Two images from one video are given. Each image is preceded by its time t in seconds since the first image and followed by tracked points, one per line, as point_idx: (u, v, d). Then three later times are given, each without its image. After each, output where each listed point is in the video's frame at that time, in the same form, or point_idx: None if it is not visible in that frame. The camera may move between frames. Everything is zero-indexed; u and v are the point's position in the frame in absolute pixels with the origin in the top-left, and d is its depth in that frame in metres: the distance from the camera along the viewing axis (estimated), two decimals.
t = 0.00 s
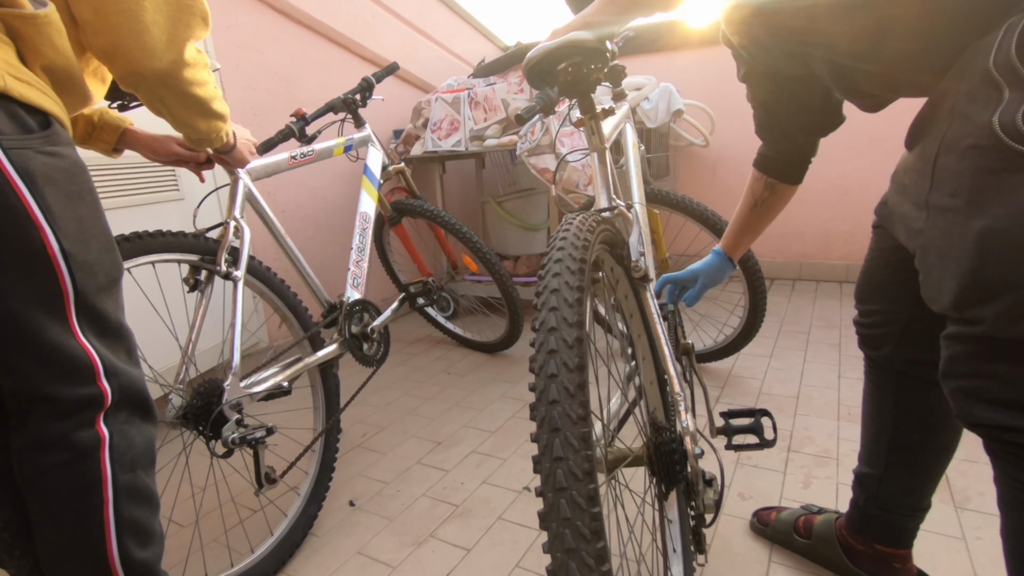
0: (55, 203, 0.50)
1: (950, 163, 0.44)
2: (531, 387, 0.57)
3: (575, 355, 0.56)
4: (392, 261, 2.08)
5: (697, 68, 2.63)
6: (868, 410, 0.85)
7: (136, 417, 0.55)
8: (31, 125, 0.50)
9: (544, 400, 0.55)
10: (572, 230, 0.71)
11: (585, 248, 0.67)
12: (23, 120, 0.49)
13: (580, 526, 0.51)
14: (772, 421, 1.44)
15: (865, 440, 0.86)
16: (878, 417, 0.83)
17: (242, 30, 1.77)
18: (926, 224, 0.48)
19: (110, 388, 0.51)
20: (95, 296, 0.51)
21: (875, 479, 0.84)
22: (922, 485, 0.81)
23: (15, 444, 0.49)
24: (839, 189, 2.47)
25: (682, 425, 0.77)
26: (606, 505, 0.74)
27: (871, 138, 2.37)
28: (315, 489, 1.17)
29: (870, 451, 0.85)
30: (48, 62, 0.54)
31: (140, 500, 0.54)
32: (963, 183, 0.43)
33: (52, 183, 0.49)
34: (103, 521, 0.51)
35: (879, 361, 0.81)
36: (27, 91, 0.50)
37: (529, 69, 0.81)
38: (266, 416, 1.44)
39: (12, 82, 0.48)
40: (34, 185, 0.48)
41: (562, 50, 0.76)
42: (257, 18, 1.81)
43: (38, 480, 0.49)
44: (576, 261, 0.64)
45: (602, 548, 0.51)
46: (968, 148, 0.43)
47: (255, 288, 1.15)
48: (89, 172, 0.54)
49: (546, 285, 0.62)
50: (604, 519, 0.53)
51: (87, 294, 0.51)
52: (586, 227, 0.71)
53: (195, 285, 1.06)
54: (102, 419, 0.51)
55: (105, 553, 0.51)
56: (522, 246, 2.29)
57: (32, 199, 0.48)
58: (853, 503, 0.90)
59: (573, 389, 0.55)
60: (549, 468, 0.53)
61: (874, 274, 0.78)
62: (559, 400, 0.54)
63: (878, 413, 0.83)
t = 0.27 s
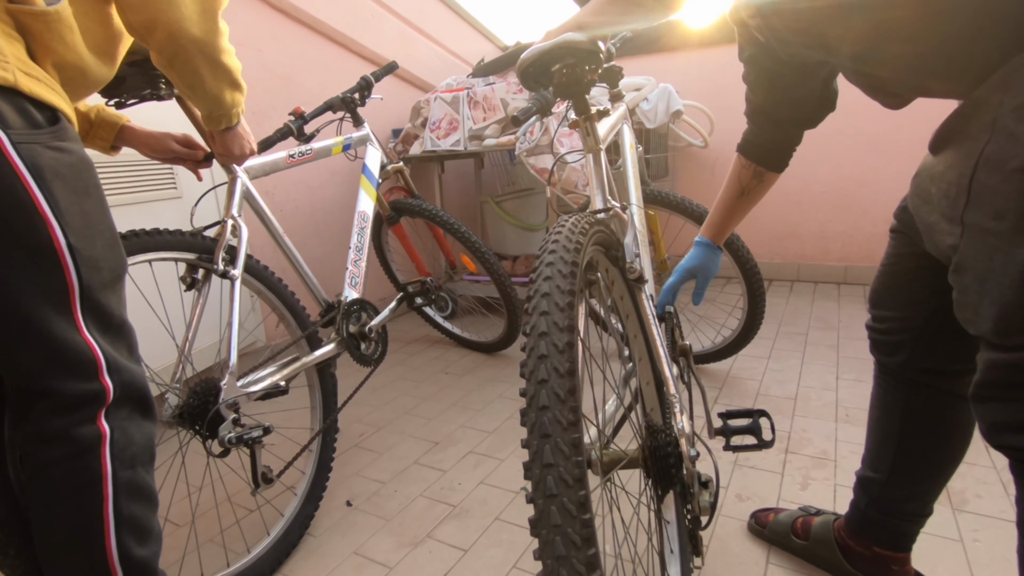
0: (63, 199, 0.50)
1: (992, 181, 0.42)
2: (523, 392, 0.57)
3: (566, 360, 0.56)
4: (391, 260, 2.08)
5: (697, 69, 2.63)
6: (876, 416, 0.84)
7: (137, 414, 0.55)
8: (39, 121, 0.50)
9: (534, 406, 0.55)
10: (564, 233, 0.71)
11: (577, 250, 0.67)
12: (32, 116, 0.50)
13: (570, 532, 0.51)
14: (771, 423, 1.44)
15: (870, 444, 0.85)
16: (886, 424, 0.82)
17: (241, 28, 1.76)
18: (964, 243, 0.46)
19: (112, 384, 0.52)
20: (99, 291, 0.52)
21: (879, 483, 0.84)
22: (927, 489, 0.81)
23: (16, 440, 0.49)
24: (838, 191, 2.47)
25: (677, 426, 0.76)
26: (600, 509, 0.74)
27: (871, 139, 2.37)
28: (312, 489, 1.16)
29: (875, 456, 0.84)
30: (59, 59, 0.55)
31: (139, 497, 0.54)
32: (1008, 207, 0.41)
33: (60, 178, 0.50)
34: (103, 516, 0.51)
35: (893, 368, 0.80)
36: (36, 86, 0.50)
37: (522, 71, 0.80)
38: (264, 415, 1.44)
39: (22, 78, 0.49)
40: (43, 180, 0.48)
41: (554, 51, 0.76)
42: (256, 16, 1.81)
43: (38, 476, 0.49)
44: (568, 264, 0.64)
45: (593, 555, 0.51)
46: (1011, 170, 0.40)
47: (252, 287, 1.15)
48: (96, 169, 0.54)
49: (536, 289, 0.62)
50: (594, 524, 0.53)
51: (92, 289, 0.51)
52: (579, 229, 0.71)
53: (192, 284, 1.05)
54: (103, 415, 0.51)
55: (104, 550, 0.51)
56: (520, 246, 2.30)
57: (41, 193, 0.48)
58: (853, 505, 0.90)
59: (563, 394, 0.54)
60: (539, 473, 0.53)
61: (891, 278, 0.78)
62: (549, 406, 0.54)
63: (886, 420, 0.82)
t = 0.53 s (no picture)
0: (67, 199, 0.51)
1: (1016, 183, 0.42)
2: (520, 394, 0.57)
3: (563, 362, 0.56)
4: (389, 261, 2.08)
5: (694, 70, 2.64)
6: (883, 421, 0.84)
7: (138, 412, 0.56)
8: (46, 122, 0.51)
9: (531, 408, 0.55)
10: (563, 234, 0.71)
11: (576, 252, 0.67)
12: (38, 117, 0.50)
13: (567, 534, 0.51)
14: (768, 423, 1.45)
15: (875, 447, 0.85)
16: (893, 430, 0.82)
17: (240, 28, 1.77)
18: (978, 249, 0.47)
19: (113, 381, 0.52)
20: (101, 290, 0.52)
21: (880, 486, 0.84)
22: (929, 495, 0.81)
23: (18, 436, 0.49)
24: (835, 193, 2.48)
25: (673, 427, 0.77)
26: (596, 510, 0.74)
27: (868, 140, 2.38)
28: (309, 489, 1.17)
29: (878, 459, 0.85)
30: (69, 65, 0.55)
31: (140, 495, 0.55)
32: None
33: (64, 178, 0.50)
34: (103, 513, 0.51)
35: (908, 377, 0.80)
36: (45, 90, 0.51)
37: (522, 71, 0.81)
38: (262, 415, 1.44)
39: (28, 78, 0.49)
40: (48, 181, 0.49)
41: (554, 52, 0.77)
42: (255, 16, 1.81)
43: (39, 472, 0.49)
44: (566, 266, 0.64)
45: (589, 557, 0.51)
46: None
47: (251, 287, 1.15)
48: (99, 171, 0.55)
49: (535, 291, 0.62)
50: (591, 526, 0.53)
51: (94, 288, 0.51)
52: (577, 230, 0.71)
53: (190, 284, 1.05)
54: (104, 412, 0.52)
55: (104, 547, 0.52)
56: (518, 247, 2.30)
57: (45, 193, 0.49)
58: (853, 506, 0.91)
59: (561, 396, 0.55)
60: (536, 475, 0.53)
61: (912, 284, 0.77)
62: (546, 408, 0.54)
63: (894, 427, 0.82)
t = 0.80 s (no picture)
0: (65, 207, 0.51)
1: None
2: (523, 394, 0.58)
3: (565, 362, 0.57)
4: (389, 264, 2.09)
5: (694, 72, 2.65)
6: (888, 424, 0.84)
7: (140, 416, 0.56)
8: (41, 130, 0.51)
9: (533, 407, 0.55)
10: (564, 236, 0.71)
11: (577, 253, 0.68)
12: (35, 127, 0.51)
13: (569, 533, 0.51)
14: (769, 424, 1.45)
15: (880, 450, 0.85)
16: (898, 434, 0.82)
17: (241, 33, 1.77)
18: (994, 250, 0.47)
19: (115, 387, 0.53)
20: (100, 298, 0.53)
21: (883, 488, 0.85)
22: (933, 497, 0.81)
23: (22, 440, 0.50)
24: (835, 194, 2.48)
25: (675, 428, 0.76)
26: (597, 510, 0.75)
27: (868, 141, 2.38)
28: (310, 492, 1.17)
29: (882, 462, 0.85)
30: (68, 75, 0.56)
31: (142, 498, 0.55)
32: None
33: (61, 188, 0.51)
34: (105, 516, 0.52)
35: (914, 381, 0.80)
36: (40, 98, 0.51)
37: (525, 74, 0.81)
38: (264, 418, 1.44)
39: (24, 89, 0.50)
40: (45, 190, 0.49)
41: (557, 56, 0.77)
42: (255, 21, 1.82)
43: (43, 475, 0.50)
44: (567, 267, 0.65)
45: (591, 556, 0.51)
46: None
47: (252, 290, 1.16)
48: (97, 179, 0.55)
49: (536, 291, 0.63)
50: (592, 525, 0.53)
51: (93, 296, 0.52)
52: (578, 232, 0.72)
53: (192, 288, 1.05)
54: (107, 417, 0.52)
55: (107, 550, 0.52)
56: (519, 249, 2.30)
57: (42, 203, 0.49)
58: (855, 507, 0.91)
59: (563, 397, 0.55)
60: (539, 474, 0.53)
61: (917, 289, 0.78)
62: (549, 408, 0.55)
63: (899, 430, 0.82)
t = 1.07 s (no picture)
0: (68, 215, 0.51)
1: (1017, 190, 0.45)
2: (548, 388, 0.58)
3: (591, 357, 0.57)
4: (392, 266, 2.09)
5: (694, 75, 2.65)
6: (878, 420, 0.84)
7: (145, 419, 0.57)
8: (45, 140, 0.52)
9: (559, 401, 0.55)
10: (587, 234, 0.72)
11: (601, 251, 0.68)
12: (39, 135, 0.51)
13: (594, 527, 0.51)
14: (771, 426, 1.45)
15: (873, 446, 0.85)
16: (889, 427, 0.82)
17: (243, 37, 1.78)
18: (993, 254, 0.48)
19: (122, 391, 0.53)
20: (106, 304, 0.53)
21: (879, 488, 0.84)
22: (929, 494, 0.81)
23: (29, 444, 0.51)
24: (836, 195, 2.48)
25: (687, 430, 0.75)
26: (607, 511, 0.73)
27: (869, 143, 2.38)
28: (312, 495, 1.17)
29: (877, 460, 0.84)
30: (68, 83, 0.56)
31: (147, 501, 0.56)
32: None
33: (65, 196, 0.51)
34: (111, 519, 0.52)
35: (899, 376, 0.81)
36: (43, 107, 0.51)
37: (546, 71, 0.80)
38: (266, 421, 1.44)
39: (28, 98, 0.50)
40: (49, 199, 0.50)
41: (578, 55, 0.76)
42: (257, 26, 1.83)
43: (49, 479, 0.50)
44: (592, 263, 0.65)
45: (615, 551, 0.51)
46: None
47: (254, 294, 1.16)
48: (101, 186, 0.56)
49: (561, 287, 0.63)
50: (615, 522, 0.53)
51: (98, 302, 0.52)
52: (601, 230, 0.72)
53: (194, 292, 1.06)
54: (113, 420, 0.53)
55: (112, 552, 0.53)
56: (521, 252, 2.30)
57: (46, 211, 0.49)
58: (854, 509, 0.91)
59: (590, 391, 0.55)
60: (564, 468, 0.53)
61: (893, 286, 0.78)
62: (575, 402, 0.55)
63: (889, 425, 0.82)
